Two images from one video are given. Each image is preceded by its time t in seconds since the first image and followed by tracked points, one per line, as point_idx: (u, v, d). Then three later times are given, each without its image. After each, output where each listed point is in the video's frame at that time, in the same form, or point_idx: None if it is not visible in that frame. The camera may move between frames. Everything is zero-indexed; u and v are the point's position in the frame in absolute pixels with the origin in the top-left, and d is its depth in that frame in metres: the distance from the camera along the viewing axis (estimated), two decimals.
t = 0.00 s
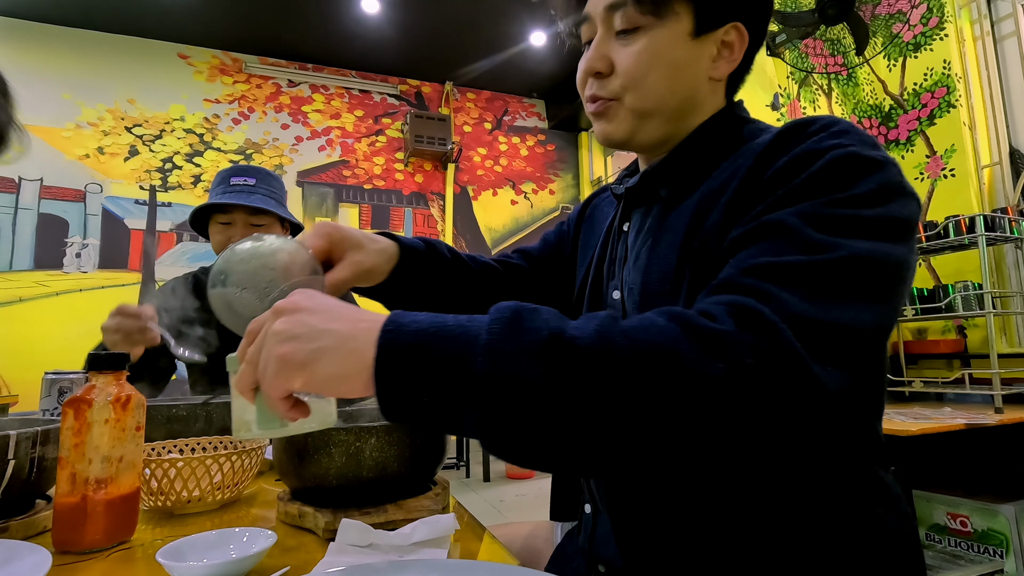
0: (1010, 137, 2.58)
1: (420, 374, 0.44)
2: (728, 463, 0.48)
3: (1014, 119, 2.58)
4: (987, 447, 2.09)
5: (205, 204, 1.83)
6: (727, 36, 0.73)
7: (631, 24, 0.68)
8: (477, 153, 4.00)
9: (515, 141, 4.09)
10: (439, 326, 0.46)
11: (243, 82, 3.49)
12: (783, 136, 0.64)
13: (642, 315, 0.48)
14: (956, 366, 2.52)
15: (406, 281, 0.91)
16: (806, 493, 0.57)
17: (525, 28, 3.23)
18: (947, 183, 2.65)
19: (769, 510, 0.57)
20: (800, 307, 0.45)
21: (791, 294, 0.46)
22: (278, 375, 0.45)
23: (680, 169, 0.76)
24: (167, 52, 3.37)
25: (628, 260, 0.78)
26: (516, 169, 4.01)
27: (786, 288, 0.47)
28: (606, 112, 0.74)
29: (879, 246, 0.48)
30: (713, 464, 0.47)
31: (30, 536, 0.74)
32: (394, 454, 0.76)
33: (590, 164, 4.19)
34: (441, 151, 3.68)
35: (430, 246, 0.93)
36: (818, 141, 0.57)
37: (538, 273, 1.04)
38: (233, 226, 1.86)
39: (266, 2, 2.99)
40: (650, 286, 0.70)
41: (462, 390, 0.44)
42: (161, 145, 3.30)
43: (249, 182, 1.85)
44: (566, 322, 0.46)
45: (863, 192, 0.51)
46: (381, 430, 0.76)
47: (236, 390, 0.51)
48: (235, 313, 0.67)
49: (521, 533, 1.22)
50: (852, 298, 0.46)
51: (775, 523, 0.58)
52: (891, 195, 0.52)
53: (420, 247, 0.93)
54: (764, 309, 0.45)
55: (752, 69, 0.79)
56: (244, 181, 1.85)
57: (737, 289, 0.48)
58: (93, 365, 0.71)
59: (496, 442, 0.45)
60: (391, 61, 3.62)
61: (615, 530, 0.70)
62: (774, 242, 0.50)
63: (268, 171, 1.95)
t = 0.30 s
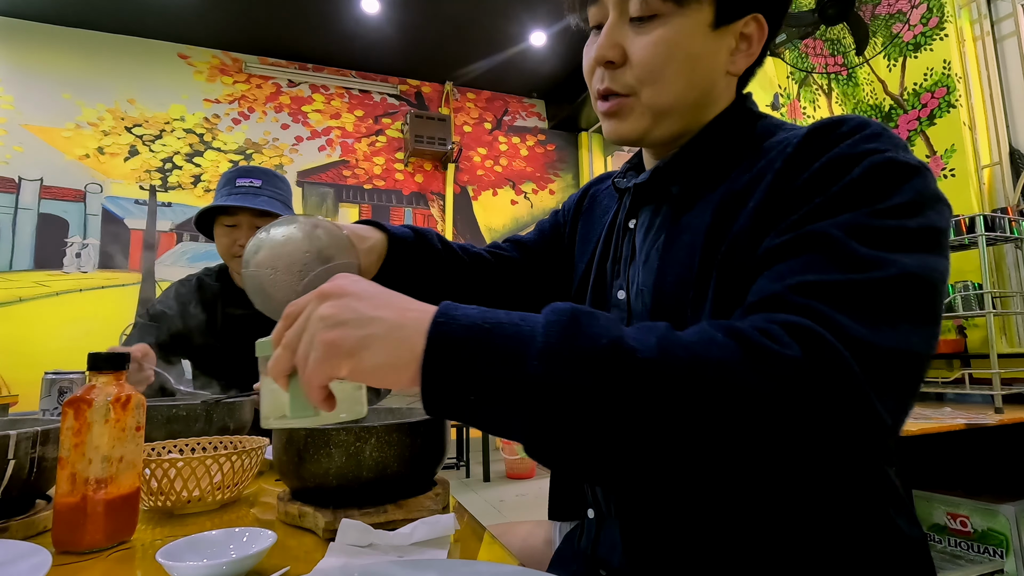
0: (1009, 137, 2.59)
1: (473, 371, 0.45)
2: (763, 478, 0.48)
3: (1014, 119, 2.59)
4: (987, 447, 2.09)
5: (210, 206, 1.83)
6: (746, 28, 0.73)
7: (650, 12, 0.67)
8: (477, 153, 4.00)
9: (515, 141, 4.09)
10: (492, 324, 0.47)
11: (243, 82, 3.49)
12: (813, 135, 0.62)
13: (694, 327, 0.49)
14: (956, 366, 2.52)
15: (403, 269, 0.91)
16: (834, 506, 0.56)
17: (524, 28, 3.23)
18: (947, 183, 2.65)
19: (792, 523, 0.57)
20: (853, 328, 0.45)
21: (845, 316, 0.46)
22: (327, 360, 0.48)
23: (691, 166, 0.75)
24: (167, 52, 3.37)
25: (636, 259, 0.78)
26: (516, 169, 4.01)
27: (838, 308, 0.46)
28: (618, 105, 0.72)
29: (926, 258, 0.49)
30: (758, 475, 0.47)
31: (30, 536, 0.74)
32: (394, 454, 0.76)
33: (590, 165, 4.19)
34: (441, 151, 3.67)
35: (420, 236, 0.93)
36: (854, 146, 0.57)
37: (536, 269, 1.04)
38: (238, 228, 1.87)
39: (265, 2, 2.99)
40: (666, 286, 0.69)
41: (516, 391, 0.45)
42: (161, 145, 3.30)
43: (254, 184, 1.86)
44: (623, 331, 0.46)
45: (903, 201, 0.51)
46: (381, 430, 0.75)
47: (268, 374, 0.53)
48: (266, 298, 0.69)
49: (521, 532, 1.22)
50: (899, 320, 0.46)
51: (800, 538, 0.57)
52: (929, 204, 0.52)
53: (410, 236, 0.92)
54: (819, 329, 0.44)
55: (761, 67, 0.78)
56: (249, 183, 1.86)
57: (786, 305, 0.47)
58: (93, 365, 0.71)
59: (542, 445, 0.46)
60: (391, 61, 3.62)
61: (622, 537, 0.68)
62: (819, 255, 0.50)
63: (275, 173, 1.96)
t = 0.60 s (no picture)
0: (1009, 137, 2.60)
1: (487, 378, 0.45)
2: (775, 489, 0.48)
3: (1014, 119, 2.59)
4: (987, 447, 2.09)
5: (214, 207, 1.83)
6: (760, 26, 0.72)
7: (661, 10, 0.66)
8: (477, 153, 4.00)
9: (515, 141, 4.09)
10: (509, 330, 0.47)
11: (243, 82, 3.49)
12: (826, 139, 0.62)
13: (710, 338, 0.49)
14: (956, 366, 2.52)
15: (414, 267, 0.91)
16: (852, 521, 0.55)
17: (524, 28, 3.23)
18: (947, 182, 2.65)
19: (810, 535, 0.56)
20: (869, 344, 0.45)
21: (860, 329, 0.46)
22: (341, 365, 0.50)
23: (697, 169, 0.75)
24: (167, 52, 3.37)
25: (641, 259, 0.78)
26: (516, 169, 4.01)
27: (854, 323, 0.46)
28: (627, 105, 0.72)
29: (942, 269, 0.49)
30: (774, 484, 0.47)
31: (30, 536, 0.74)
32: (394, 454, 0.76)
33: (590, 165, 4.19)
34: (441, 151, 3.67)
35: (432, 226, 0.93)
36: (869, 152, 0.56)
37: (536, 268, 1.04)
38: (244, 229, 1.87)
39: (265, 2, 2.99)
40: (672, 290, 0.69)
41: (534, 398, 0.45)
42: (161, 145, 3.31)
43: (261, 185, 1.88)
44: (640, 342, 0.47)
45: (918, 210, 0.51)
46: (381, 429, 0.75)
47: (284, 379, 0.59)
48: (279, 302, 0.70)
49: (522, 532, 1.22)
50: (913, 336, 0.46)
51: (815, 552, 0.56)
52: (943, 212, 0.52)
53: (421, 226, 0.92)
54: (836, 344, 0.44)
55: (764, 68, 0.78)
56: (256, 183, 1.88)
57: (800, 318, 0.47)
58: (93, 365, 0.71)
59: (554, 455, 0.46)
60: (391, 61, 3.62)
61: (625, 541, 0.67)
62: (834, 266, 0.49)
63: (283, 174, 1.97)
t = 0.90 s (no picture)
0: (1009, 137, 2.59)
1: (495, 382, 0.45)
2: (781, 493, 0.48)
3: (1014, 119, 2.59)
4: (987, 447, 2.09)
5: (218, 211, 1.83)
6: (766, 27, 0.72)
7: (667, 10, 0.66)
8: (477, 153, 4.00)
9: (515, 141, 4.09)
10: (518, 336, 0.47)
11: (243, 82, 3.49)
12: (833, 141, 0.62)
13: (717, 342, 0.49)
14: (956, 365, 2.52)
15: (415, 263, 0.91)
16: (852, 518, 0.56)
17: (524, 28, 3.23)
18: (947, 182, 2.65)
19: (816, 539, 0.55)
20: (876, 349, 0.45)
21: (867, 334, 0.46)
22: (351, 370, 0.49)
23: (701, 170, 0.75)
24: (167, 52, 3.37)
25: (645, 259, 0.78)
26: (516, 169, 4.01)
27: (860, 329, 0.46)
28: (631, 104, 0.72)
29: (949, 273, 0.49)
30: (781, 487, 0.47)
31: (30, 536, 0.74)
32: (394, 454, 0.76)
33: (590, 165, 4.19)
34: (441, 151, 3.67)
35: (431, 218, 0.92)
36: (877, 154, 0.56)
37: (538, 268, 1.04)
38: (247, 233, 1.87)
39: (265, 2, 2.99)
40: (678, 289, 0.69)
41: (541, 403, 0.45)
42: (161, 145, 3.31)
43: (265, 187, 1.88)
44: (648, 347, 0.47)
45: (925, 213, 0.51)
46: (381, 429, 0.75)
47: (293, 382, 0.58)
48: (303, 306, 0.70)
49: (523, 531, 1.22)
50: (920, 341, 0.46)
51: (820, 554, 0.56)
52: (951, 215, 0.52)
53: (419, 218, 0.92)
54: (843, 348, 0.44)
55: (767, 69, 0.78)
56: (259, 185, 1.88)
57: (808, 322, 0.47)
58: (93, 365, 0.71)
59: (562, 457, 0.46)
60: (391, 61, 3.62)
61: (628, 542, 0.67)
62: (841, 270, 0.49)
63: (285, 175, 1.97)
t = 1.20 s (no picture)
0: (1009, 137, 2.59)
1: (503, 383, 0.46)
2: (781, 490, 0.47)
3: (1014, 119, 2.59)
4: (988, 447, 2.09)
5: (223, 215, 1.83)
6: (760, 27, 0.72)
7: (660, 13, 0.66)
8: (477, 152, 4.00)
9: (515, 141, 4.09)
10: (525, 337, 0.47)
11: (243, 82, 3.49)
12: (832, 141, 0.62)
13: (722, 344, 0.49)
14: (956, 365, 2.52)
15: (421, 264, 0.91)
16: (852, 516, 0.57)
17: (524, 28, 3.23)
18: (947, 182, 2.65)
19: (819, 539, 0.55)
20: (880, 352, 0.45)
21: (869, 336, 0.46)
22: (361, 371, 0.50)
23: (701, 171, 0.75)
24: (167, 52, 3.37)
25: (645, 261, 0.79)
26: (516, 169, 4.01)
27: (865, 331, 0.46)
28: (627, 107, 0.72)
29: (949, 273, 0.49)
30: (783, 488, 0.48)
31: (30, 536, 0.74)
32: (394, 455, 0.76)
33: (590, 165, 4.19)
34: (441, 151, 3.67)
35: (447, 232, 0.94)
36: (876, 155, 0.56)
37: (537, 268, 1.04)
38: (252, 237, 1.86)
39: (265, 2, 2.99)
40: (678, 291, 0.69)
41: (548, 404, 0.45)
42: (161, 145, 3.31)
43: (270, 191, 1.88)
44: (653, 349, 0.47)
45: (924, 214, 0.51)
46: (381, 429, 0.75)
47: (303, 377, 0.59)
48: (299, 301, 0.77)
49: (523, 532, 1.22)
50: (922, 343, 0.47)
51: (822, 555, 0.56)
52: (950, 215, 0.52)
53: (436, 232, 0.93)
54: (845, 349, 0.44)
55: (763, 70, 0.78)
56: (264, 189, 1.88)
57: (811, 324, 0.47)
58: (93, 365, 0.71)
59: (570, 461, 0.46)
60: (390, 61, 3.62)
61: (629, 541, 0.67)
62: (843, 271, 0.49)
63: (290, 176, 1.96)
